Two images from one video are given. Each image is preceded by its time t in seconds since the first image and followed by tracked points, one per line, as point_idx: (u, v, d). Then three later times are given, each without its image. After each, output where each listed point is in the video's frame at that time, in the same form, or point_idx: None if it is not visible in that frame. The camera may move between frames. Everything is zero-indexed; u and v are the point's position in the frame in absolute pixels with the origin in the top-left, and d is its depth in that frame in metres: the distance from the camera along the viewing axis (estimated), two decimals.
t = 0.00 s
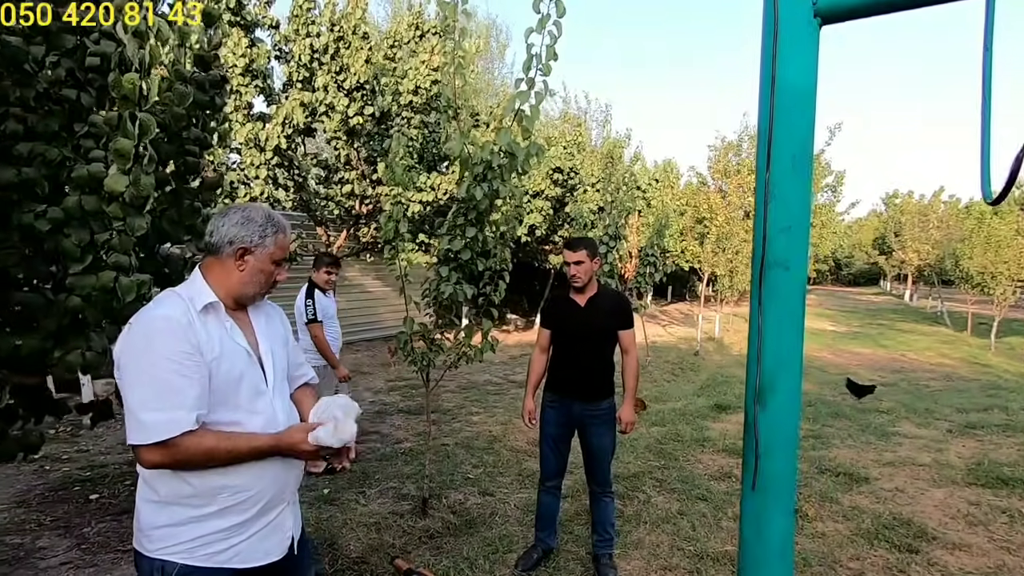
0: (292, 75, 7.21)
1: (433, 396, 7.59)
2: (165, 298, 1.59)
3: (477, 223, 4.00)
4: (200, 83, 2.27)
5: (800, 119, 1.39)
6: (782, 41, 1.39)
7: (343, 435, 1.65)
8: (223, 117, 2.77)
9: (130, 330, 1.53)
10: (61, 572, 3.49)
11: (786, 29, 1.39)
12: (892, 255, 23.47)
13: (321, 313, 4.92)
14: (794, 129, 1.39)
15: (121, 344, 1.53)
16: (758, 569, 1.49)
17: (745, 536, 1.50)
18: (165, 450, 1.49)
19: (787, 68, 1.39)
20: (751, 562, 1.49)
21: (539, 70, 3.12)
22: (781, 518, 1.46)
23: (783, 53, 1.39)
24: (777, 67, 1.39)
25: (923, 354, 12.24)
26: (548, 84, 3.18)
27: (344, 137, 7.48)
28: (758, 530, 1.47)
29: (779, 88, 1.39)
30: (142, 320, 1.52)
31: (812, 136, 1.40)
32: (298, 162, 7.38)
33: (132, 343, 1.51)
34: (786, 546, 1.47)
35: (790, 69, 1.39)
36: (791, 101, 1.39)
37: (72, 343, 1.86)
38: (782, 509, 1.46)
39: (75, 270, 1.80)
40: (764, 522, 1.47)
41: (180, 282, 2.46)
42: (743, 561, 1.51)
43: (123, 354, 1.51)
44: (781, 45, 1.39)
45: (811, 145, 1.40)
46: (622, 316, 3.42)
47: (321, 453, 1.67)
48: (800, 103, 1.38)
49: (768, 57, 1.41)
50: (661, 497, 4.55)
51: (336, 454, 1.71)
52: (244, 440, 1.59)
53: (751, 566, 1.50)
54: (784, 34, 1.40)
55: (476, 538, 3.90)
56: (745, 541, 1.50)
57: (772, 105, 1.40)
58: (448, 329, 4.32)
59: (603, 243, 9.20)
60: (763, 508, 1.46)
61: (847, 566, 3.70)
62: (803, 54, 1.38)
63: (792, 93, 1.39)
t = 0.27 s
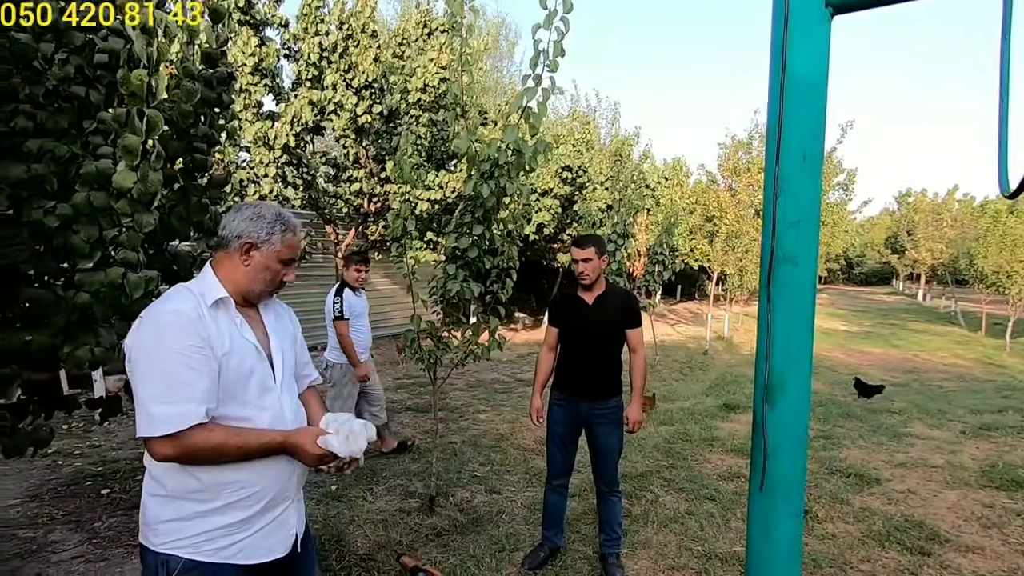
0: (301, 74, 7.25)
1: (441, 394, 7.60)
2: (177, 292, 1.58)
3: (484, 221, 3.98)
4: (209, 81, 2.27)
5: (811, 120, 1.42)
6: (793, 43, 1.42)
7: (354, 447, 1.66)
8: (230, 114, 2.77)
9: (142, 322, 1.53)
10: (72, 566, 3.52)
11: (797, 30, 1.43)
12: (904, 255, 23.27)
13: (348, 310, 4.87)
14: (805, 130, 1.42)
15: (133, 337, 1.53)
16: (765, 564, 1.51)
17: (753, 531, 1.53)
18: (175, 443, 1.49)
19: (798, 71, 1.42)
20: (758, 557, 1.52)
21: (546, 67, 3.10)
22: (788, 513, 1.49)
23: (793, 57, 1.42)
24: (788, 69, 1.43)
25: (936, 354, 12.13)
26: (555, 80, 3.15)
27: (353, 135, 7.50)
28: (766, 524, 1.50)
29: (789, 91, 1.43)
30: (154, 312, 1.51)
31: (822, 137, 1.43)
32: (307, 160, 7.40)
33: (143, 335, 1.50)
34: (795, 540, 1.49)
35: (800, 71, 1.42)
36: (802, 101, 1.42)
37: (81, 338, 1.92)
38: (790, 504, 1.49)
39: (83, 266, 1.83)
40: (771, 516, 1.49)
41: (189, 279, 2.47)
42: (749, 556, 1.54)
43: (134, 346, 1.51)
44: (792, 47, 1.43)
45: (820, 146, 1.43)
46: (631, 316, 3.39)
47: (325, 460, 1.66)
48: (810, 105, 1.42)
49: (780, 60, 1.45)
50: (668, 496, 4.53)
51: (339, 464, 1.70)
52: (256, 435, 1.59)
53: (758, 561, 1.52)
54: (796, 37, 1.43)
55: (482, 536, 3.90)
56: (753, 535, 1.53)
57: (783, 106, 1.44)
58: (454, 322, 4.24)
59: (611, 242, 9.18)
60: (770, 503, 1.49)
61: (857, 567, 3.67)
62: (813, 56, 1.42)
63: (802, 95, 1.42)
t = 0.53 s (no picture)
0: (310, 75, 7.29)
1: (448, 394, 7.63)
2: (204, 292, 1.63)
3: (495, 222, 4.02)
4: (227, 85, 2.29)
5: (834, 120, 1.39)
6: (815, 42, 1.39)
7: (375, 439, 1.67)
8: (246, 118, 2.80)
9: (171, 321, 1.57)
10: (87, 562, 3.56)
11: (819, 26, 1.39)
12: (910, 255, 23.22)
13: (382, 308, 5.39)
14: (829, 131, 1.39)
15: (163, 335, 1.58)
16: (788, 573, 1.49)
17: (774, 537, 1.51)
18: (204, 439, 1.54)
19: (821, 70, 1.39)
20: (781, 565, 1.50)
21: (558, 70, 3.12)
22: (810, 521, 1.46)
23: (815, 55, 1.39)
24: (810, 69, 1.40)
25: (943, 355, 12.11)
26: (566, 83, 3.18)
27: (361, 136, 7.54)
28: (788, 533, 1.48)
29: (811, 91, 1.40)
30: (183, 312, 1.56)
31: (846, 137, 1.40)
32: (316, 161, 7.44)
33: (173, 334, 1.55)
34: (817, 548, 1.47)
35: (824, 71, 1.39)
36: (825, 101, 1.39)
37: (105, 339, 1.93)
38: (812, 512, 1.46)
39: (108, 268, 1.83)
40: (794, 523, 1.47)
41: (207, 281, 2.50)
42: (771, 563, 1.52)
43: (164, 344, 1.56)
44: (814, 46, 1.40)
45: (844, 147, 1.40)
46: (640, 316, 3.42)
47: (346, 452, 1.66)
48: (833, 105, 1.39)
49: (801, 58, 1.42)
50: (676, 496, 4.55)
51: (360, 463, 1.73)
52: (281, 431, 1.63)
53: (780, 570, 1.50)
54: (818, 35, 1.40)
55: (492, 535, 3.93)
56: (775, 543, 1.51)
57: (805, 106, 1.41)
58: (466, 325, 4.37)
59: (618, 242, 9.19)
60: (793, 511, 1.47)
61: (865, 568, 3.69)
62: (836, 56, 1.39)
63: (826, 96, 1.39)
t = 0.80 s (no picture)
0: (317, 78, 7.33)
1: (454, 396, 7.65)
2: (237, 296, 1.71)
3: (507, 225, 4.05)
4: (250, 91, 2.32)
5: (869, 126, 1.41)
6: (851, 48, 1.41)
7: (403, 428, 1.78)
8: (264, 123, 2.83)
9: (207, 323, 1.65)
10: (102, 563, 3.58)
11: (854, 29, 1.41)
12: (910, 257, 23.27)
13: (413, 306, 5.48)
14: (862, 138, 1.41)
15: (199, 337, 1.66)
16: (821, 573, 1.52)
17: (807, 535, 1.54)
18: (240, 436, 1.61)
19: (855, 76, 1.41)
20: (814, 564, 1.53)
21: (572, 75, 3.16)
22: (845, 520, 1.49)
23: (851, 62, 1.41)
24: (845, 75, 1.41)
25: (945, 358, 12.14)
26: (580, 88, 3.21)
27: (368, 139, 7.58)
28: (822, 533, 1.51)
29: (846, 97, 1.42)
30: (219, 316, 1.64)
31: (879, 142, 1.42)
32: (324, 164, 7.48)
33: (209, 336, 1.63)
34: (851, 548, 1.50)
35: (858, 77, 1.41)
36: (859, 108, 1.41)
37: (132, 341, 1.92)
38: (846, 512, 1.49)
39: (135, 272, 1.85)
40: (828, 523, 1.50)
41: (227, 284, 2.53)
42: (804, 561, 1.55)
43: (201, 345, 1.64)
44: (849, 52, 1.42)
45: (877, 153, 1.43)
46: (650, 318, 3.44)
47: (380, 435, 1.73)
48: (868, 112, 1.41)
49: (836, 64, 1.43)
50: (685, 498, 4.57)
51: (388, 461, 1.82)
52: (313, 428, 1.71)
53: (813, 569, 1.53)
54: (852, 43, 1.42)
55: (503, 536, 3.95)
56: (808, 542, 1.54)
57: (841, 111, 1.42)
58: (473, 328, 4.42)
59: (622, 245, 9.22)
60: (826, 510, 1.50)
61: (875, 569, 3.71)
62: (870, 61, 1.41)
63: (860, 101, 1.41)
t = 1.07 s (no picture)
0: (319, 78, 7.34)
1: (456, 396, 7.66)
2: (262, 292, 1.76)
3: (514, 224, 4.06)
4: (264, 89, 2.33)
5: (900, 119, 1.42)
6: (882, 42, 1.42)
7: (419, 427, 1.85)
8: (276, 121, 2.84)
9: (233, 318, 1.70)
10: (110, 562, 3.58)
11: (885, 23, 1.42)
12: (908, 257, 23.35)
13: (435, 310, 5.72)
14: (892, 132, 1.43)
15: (226, 331, 1.71)
16: (853, 565, 1.53)
17: (837, 527, 1.56)
18: (263, 430, 1.66)
19: (887, 71, 1.42)
20: (844, 556, 1.54)
21: (582, 74, 3.17)
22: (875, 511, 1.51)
23: (883, 56, 1.42)
24: (877, 70, 1.42)
25: (944, 357, 12.17)
26: (589, 86, 3.23)
27: (370, 139, 7.60)
28: (853, 524, 1.52)
29: (879, 91, 1.43)
30: (245, 311, 1.69)
31: (909, 137, 1.44)
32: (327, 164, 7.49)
33: (235, 330, 1.68)
34: (882, 540, 1.51)
35: (889, 71, 1.42)
36: (890, 102, 1.42)
37: (150, 338, 1.92)
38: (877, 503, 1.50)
39: (154, 268, 1.85)
40: (859, 514, 1.51)
41: (241, 281, 2.53)
42: (835, 553, 1.56)
43: (227, 339, 1.69)
44: (880, 45, 1.42)
45: (907, 146, 1.44)
46: (659, 316, 3.45)
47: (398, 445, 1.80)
48: (898, 106, 1.42)
49: (868, 58, 1.44)
50: (690, 496, 4.59)
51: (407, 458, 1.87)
52: (333, 425, 1.76)
53: (844, 560, 1.54)
54: (883, 36, 1.42)
55: (510, 534, 3.96)
56: (838, 533, 1.55)
57: (872, 106, 1.43)
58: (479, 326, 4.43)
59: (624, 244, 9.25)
60: (858, 502, 1.51)
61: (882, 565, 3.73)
62: (900, 56, 1.42)
63: (891, 95, 1.42)
